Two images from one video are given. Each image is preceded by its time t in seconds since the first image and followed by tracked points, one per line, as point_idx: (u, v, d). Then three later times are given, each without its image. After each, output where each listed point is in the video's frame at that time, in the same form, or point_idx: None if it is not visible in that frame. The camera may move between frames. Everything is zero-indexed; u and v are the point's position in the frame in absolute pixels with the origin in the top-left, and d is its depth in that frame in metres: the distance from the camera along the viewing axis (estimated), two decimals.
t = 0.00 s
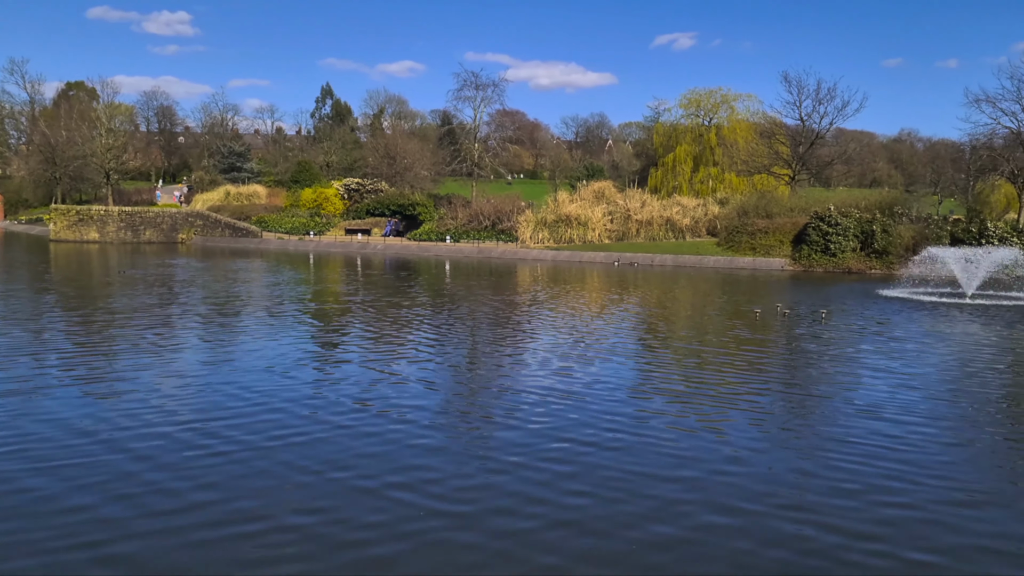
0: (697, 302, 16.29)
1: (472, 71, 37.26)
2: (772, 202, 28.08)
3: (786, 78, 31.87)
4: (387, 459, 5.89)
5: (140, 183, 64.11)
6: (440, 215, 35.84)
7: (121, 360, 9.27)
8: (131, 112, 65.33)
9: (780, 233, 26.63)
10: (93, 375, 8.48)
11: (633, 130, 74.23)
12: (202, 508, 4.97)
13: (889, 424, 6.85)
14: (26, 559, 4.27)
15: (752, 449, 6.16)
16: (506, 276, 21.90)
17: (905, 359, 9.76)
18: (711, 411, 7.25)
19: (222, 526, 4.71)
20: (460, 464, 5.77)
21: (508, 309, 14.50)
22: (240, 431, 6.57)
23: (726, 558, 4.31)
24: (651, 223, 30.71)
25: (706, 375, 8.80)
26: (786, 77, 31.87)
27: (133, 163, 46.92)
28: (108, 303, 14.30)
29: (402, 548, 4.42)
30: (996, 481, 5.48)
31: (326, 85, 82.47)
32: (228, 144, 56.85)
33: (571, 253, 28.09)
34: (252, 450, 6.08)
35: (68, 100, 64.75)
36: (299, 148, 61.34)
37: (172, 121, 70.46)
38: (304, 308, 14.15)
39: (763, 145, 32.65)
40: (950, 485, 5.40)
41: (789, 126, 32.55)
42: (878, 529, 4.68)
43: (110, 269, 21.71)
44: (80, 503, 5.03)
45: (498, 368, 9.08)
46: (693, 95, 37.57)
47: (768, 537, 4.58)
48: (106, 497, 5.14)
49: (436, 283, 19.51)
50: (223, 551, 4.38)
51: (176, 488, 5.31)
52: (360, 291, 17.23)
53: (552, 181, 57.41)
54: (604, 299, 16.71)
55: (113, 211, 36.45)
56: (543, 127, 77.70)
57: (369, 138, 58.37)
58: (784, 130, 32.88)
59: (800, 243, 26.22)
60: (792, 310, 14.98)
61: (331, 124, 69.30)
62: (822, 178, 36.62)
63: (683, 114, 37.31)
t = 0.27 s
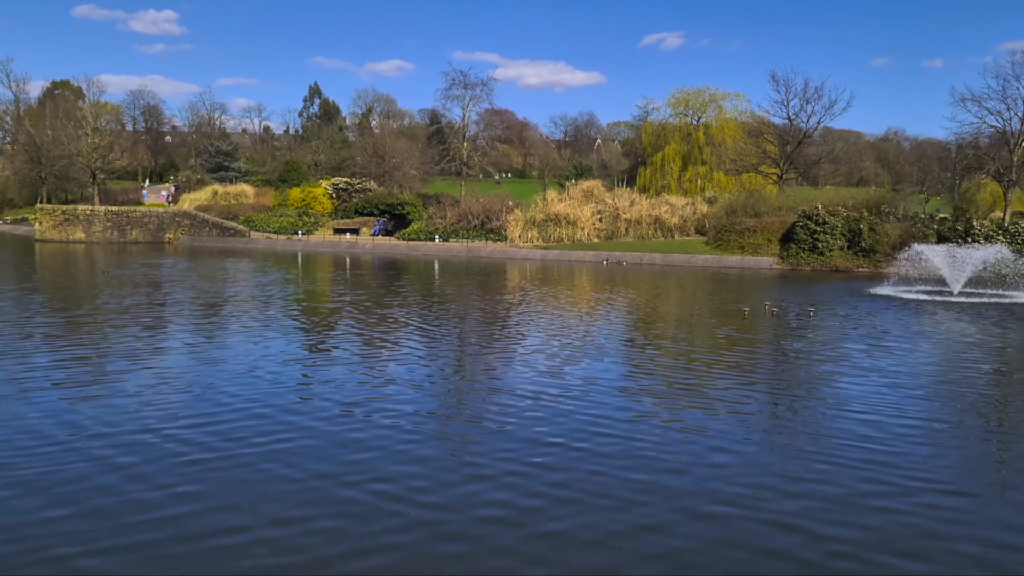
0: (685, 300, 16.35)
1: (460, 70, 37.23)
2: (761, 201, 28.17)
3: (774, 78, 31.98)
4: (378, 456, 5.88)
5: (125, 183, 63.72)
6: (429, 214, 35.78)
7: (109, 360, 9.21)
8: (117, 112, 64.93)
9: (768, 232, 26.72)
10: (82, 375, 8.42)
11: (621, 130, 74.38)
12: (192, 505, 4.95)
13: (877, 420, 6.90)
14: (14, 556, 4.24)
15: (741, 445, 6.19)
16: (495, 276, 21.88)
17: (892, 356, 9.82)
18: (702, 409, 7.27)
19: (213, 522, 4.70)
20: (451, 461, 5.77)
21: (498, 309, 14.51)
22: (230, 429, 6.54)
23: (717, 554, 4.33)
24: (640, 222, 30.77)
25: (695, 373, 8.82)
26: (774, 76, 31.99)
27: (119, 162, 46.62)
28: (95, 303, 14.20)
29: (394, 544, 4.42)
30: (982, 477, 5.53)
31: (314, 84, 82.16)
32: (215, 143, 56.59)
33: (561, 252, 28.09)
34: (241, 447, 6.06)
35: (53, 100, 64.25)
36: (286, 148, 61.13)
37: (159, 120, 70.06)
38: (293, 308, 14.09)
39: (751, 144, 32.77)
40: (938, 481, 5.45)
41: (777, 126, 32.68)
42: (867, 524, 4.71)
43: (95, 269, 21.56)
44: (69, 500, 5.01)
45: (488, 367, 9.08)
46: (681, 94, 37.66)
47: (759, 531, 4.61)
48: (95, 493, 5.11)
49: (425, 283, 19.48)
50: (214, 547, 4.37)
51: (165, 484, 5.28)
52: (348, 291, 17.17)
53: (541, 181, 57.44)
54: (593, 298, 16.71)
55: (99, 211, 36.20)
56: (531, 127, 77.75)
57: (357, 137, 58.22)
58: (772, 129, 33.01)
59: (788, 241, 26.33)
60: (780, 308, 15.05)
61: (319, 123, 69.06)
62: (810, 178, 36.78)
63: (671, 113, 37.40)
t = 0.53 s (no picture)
0: (677, 299, 16.40)
1: (453, 69, 37.21)
2: (752, 199, 28.24)
3: (765, 77, 32.08)
4: (367, 460, 5.88)
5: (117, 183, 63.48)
6: (421, 214, 35.75)
7: (100, 362, 9.20)
8: (107, 111, 64.64)
9: (760, 231, 26.79)
10: (74, 378, 8.40)
11: (614, 128, 74.41)
12: (181, 512, 4.94)
13: (866, 421, 6.92)
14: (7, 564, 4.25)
15: (731, 446, 6.21)
16: (488, 275, 21.88)
17: (882, 355, 9.85)
18: (694, 409, 7.30)
19: (202, 530, 4.69)
20: (441, 465, 5.77)
21: (490, 308, 14.53)
22: (219, 434, 6.53)
23: (704, 558, 4.34)
24: (632, 221, 30.81)
25: (686, 373, 8.84)
26: (766, 75, 32.08)
27: (110, 162, 46.45)
28: (86, 304, 14.16)
29: (382, 550, 4.43)
30: (969, 476, 5.56)
31: (306, 83, 81.97)
32: (207, 142, 56.40)
33: (553, 251, 28.10)
34: (230, 453, 6.05)
35: (44, 99, 63.93)
36: (278, 148, 60.97)
37: (150, 119, 69.77)
38: (285, 308, 14.07)
39: (743, 143, 32.85)
40: (925, 480, 5.46)
41: (769, 124, 32.77)
42: (853, 525, 4.73)
43: (86, 269, 21.49)
44: (57, 508, 5.00)
45: (480, 368, 9.09)
46: (673, 93, 37.70)
47: (746, 534, 4.62)
48: (84, 501, 5.10)
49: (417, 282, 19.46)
50: (201, 555, 4.36)
51: (153, 491, 5.28)
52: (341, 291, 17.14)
53: (533, 179, 57.45)
54: (585, 297, 16.72)
55: (90, 211, 36.04)
56: (524, 126, 77.74)
57: (350, 136, 58.11)
58: (764, 128, 33.10)
59: (780, 240, 26.41)
60: (772, 307, 15.10)
61: (311, 122, 68.90)
62: (802, 176, 36.89)
63: (663, 112, 37.44)
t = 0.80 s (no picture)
0: (673, 300, 16.41)
1: (448, 70, 37.20)
2: (748, 200, 28.28)
3: (760, 78, 32.12)
4: (363, 459, 5.86)
5: (111, 183, 63.33)
6: (416, 214, 35.72)
7: (96, 363, 9.16)
8: (101, 111, 64.47)
9: (755, 231, 26.83)
10: (69, 378, 8.37)
11: (609, 129, 74.47)
12: (177, 509, 4.93)
13: (861, 421, 6.94)
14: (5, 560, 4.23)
15: (730, 445, 6.21)
16: (483, 275, 21.87)
17: (877, 356, 9.87)
18: (692, 409, 7.30)
19: (193, 527, 4.67)
20: (435, 464, 5.77)
21: (486, 309, 14.53)
22: (215, 432, 6.51)
23: (700, 556, 4.34)
24: (628, 221, 30.83)
25: (682, 373, 8.84)
26: (761, 76, 32.12)
27: (104, 162, 46.33)
28: (80, 305, 14.11)
29: (378, 548, 4.41)
30: (965, 477, 5.56)
31: (301, 84, 81.87)
32: (201, 143, 56.29)
33: (549, 251, 28.10)
34: (225, 450, 6.02)
35: (38, 99, 63.74)
36: (273, 148, 60.89)
37: (144, 119, 69.61)
38: (280, 309, 14.06)
39: (738, 143, 32.91)
40: (920, 481, 5.47)
41: (764, 125, 32.82)
42: (848, 526, 4.72)
43: (79, 270, 21.41)
44: (50, 505, 4.97)
45: (477, 368, 9.09)
46: (668, 94, 37.74)
47: (742, 533, 4.62)
48: (80, 498, 5.10)
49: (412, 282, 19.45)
50: (196, 553, 4.34)
51: (148, 488, 5.26)
52: (336, 291, 17.11)
53: (529, 180, 57.46)
54: (580, 297, 16.73)
55: (84, 211, 35.93)
56: (519, 127, 77.76)
57: (345, 137, 58.06)
58: (759, 129, 33.16)
59: (775, 240, 26.45)
60: (767, 307, 15.12)
61: (306, 123, 68.82)
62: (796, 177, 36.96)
63: (659, 112, 37.46)
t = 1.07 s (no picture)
0: (667, 300, 16.43)
1: (444, 70, 37.19)
2: (743, 201, 28.33)
3: (755, 79, 32.20)
4: (358, 464, 5.87)
5: (105, 183, 63.15)
6: (412, 214, 35.71)
7: (90, 365, 9.13)
8: (95, 111, 64.25)
9: (750, 232, 26.88)
10: (63, 381, 8.35)
11: (604, 129, 74.54)
12: (173, 516, 4.94)
13: (854, 423, 6.97)
14: None
15: (724, 449, 6.22)
16: (478, 276, 21.87)
17: (871, 357, 9.92)
18: (687, 410, 7.32)
19: (190, 534, 4.68)
20: (431, 468, 5.78)
21: (481, 309, 14.53)
22: (210, 437, 6.52)
23: (696, 560, 4.36)
24: (623, 222, 30.86)
25: (676, 374, 8.88)
26: (756, 77, 32.21)
27: (98, 162, 46.18)
28: (74, 306, 14.06)
29: (374, 555, 4.42)
30: (958, 478, 5.59)
31: (296, 84, 81.77)
32: (196, 142, 56.15)
33: (544, 252, 28.10)
34: (220, 456, 6.00)
35: (31, 99, 63.51)
36: (268, 148, 60.77)
37: (138, 119, 69.42)
38: (275, 309, 14.03)
39: (733, 144, 32.98)
40: (913, 482, 5.50)
41: (759, 126, 32.89)
42: (842, 530, 4.73)
43: (73, 270, 21.32)
44: (45, 512, 4.96)
45: (472, 369, 9.09)
46: (663, 94, 37.80)
47: (736, 537, 4.64)
48: (75, 505, 5.09)
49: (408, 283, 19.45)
50: (194, 561, 4.35)
51: (145, 494, 5.27)
52: (331, 292, 17.09)
53: (524, 180, 57.49)
54: (575, 298, 16.76)
55: (78, 211, 35.81)
56: (514, 127, 77.79)
57: (340, 137, 57.99)
58: (753, 129, 33.23)
59: (770, 241, 26.50)
60: (762, 308, 15.15)
61: (301, 123, 68.72)
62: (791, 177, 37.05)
63: (654, 113, 37.50)
